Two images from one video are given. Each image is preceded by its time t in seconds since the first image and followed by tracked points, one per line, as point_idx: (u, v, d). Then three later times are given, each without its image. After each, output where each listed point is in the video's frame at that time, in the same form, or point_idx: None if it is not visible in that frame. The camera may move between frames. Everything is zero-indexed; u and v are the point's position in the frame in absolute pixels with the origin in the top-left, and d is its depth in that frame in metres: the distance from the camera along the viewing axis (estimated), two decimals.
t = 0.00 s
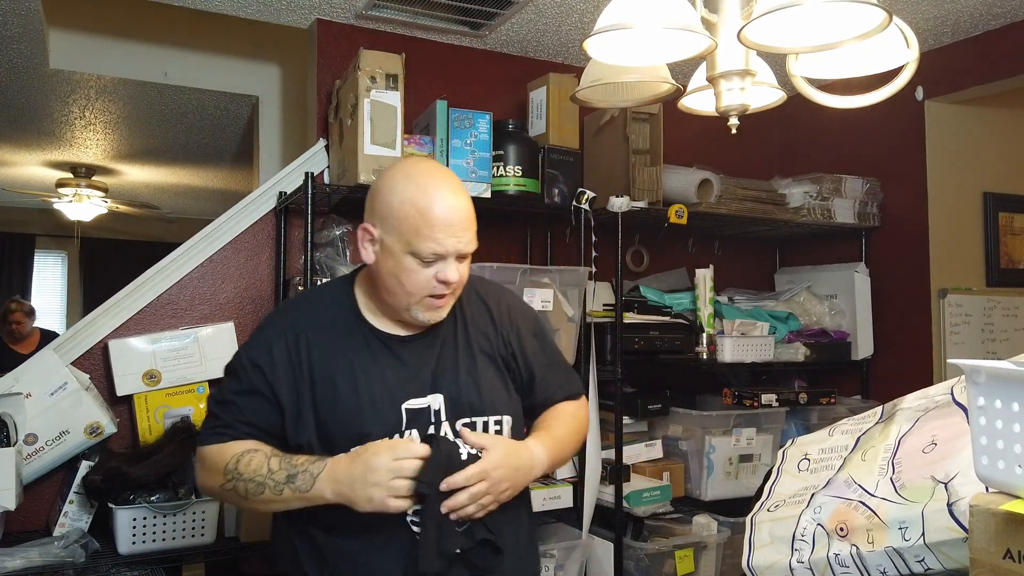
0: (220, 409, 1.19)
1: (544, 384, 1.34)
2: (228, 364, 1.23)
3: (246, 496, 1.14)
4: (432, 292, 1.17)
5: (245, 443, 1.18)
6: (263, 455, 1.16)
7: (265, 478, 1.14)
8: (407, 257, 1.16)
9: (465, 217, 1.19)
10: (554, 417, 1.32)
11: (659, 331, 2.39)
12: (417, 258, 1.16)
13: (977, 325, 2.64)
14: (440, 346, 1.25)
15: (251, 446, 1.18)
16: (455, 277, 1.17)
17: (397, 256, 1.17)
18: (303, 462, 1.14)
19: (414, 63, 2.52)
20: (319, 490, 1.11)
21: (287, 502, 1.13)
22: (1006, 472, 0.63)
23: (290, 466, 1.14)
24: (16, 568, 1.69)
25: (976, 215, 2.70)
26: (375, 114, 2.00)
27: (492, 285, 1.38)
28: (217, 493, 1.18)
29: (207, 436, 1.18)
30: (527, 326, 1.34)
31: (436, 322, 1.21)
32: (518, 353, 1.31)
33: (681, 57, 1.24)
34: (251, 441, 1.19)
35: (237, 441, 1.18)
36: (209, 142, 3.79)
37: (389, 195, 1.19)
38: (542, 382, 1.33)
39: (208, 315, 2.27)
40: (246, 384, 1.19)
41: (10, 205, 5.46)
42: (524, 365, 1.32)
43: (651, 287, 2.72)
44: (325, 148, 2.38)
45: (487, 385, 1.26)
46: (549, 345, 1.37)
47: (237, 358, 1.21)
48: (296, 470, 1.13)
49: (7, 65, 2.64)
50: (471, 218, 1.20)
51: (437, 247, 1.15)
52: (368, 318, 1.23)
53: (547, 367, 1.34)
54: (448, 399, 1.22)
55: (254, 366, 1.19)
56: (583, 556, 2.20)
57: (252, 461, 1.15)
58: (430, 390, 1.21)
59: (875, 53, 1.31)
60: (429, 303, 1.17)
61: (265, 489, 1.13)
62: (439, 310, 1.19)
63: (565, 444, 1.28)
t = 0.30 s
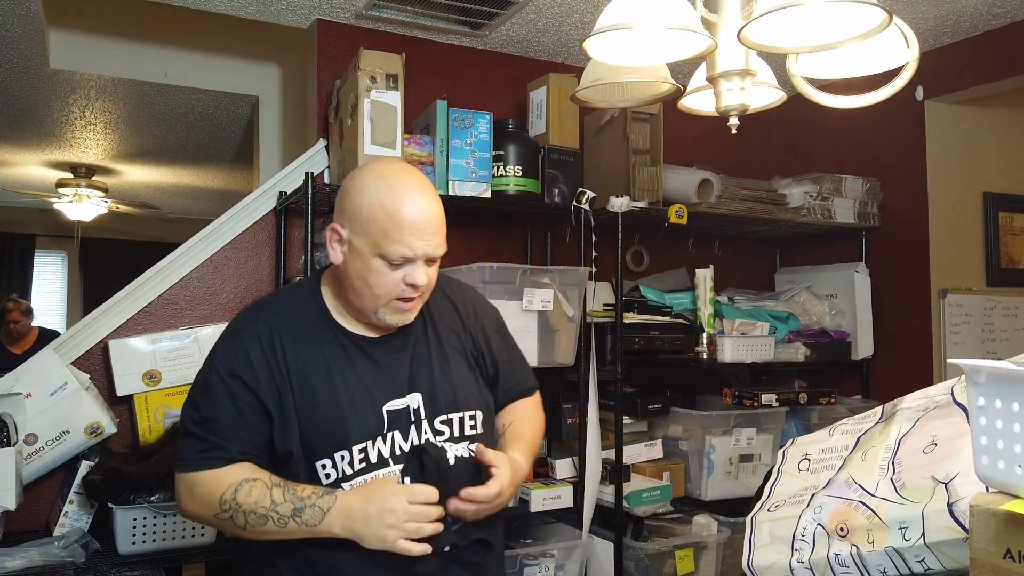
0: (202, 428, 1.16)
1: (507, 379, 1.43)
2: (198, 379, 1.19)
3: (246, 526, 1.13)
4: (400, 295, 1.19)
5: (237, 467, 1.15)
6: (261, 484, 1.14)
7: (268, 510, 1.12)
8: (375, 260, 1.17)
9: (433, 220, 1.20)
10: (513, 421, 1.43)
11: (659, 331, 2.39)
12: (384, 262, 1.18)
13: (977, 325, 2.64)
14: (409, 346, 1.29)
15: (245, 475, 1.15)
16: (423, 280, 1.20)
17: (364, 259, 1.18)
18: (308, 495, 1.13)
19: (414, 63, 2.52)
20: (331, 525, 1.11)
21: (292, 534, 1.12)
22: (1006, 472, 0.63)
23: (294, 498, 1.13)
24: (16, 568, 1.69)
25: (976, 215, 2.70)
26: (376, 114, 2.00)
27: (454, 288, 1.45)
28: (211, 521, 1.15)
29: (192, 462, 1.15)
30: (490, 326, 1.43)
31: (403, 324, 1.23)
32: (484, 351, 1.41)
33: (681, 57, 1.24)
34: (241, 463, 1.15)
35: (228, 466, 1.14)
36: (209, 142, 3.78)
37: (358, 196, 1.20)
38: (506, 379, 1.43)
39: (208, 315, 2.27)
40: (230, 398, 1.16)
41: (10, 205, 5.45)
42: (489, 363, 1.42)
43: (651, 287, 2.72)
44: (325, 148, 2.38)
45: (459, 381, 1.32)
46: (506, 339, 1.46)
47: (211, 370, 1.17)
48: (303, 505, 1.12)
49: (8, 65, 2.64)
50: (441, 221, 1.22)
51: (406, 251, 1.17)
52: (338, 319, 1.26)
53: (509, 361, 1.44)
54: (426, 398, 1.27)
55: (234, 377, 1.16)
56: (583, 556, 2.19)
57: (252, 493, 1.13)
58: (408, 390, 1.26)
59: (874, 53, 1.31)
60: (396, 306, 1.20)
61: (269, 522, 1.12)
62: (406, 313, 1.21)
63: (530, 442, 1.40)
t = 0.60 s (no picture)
0: (189, 433, 1.19)
1: (493, 378, 1.49)
2: (184, 383, 1.23)
3: (214, 536, 1.14)
4: (391, 300, 1.23)
5: (214, 475, 1.17)
6: (230, 497, 1.14)
7: (230, 526, 1.13)
8: (367, 265, 1.21)
9: (424, 225, 1.24)
10: (502, 423, 1.50)
11: (659, 331, 2.39)
12: (376, 268, 1.21)
13: (977, 325, 2.64)
14: (397, 348, 1.32)
15: (219, 484, 1.16)
16: (413, 286, 1.24)
17: (356, 264, 1.22)
18: (267, 518, 1.11)
19: (414, 63, 2.52)
20: (287, 552, 1.10)
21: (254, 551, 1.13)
22: (1006, 472, 0.62)
23: (254, 520, 1.12)
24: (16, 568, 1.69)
25: (976, 215, 2.70)
26: (376, 113, 2.00)
27: (442, 288, 1.49)
28: (187, 525, 1.18)
29: (178, 465, 1.18)
30: (477, 326, 1.48)
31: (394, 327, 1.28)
32: (472, 352, 1.45)
33: (681, 57, 1.24)
34: (218, 471, 1.18)
35: (206, 473, 1.17)
36: (208, 142, 3.79)
37: (352, 201, 1.24)
38: (493, 378, 1.48)
39: (208, 315, 2.27)
40: (215, 404, 1.19)
41: (10, 205, 5.45)
42: (477, 363, 1.46)
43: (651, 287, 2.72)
44: (325, 148, 2.38)
45: (448, 383, 1.36)
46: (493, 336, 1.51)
47: (195, 374, 1.21)
48: (261, 526, 1.11)
49: (8, 65, 2.64)
50: (432, 226, 1.25)
51: (398, 257, 1.21)
52: (328, 321, 1.29)
53: (496, 360, 1.49)
54: (416, 400, 1.30)
55: (218, 380, 1.20)
56: (583, 556, 2.19)
57: (220, 505, 1.14)
58: (398, 393, 1.29)
59: (874, 53, 1.31)
60: (388, 310, 1.24)
61: (233, 537, 1.13)
62: (397, 316, 1.25)
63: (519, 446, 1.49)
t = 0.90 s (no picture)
0: (198, 429, 1.19)
1: (496, 375, 1.49)
2: (195, 378, 1.24)
3: (222, 523, 1.12)
4: (400, 298, 1.25)
5: (222, 461, 1.17)
6: (234, 480, 1.13)
7: (235, 508, 1.10)
8: (377, 264, 1.24)
9: (434, 225, 1.26)
10: (504, 423, 1.49)
11: (659, 331, 2.39)
12: (387, 267, 1.24)
13: (977, 324, 2.64)
14: (403, 345, 1.34)
15: (226, 468, 1.15)
16: (422, 285, 1.26)
17: (367, 263, 1.24)
18: (265, 493, 1.09)
19: (413, 63, 2.52)
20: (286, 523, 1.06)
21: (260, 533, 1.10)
22: (1006, 472, 0.62)
23: (254, 497, 1.09)
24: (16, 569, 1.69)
25: (976, 215, 2.70)
26: (375, 113, 2.00)
27: (447, 288, 1.49)
28: (200, 519, 1.16)
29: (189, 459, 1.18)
30: (481, 325, 1.48)
31: (401, 324, 1.30)
32: (476, 349, 1.45)
33: (681, 57, 1.24)
34: (225, 459, 1.17)
35: (215, 459, 1.16)
36: (208, 142, 3.79)
37: (363, 202, 1.26)
38: (496, 375, 1.48)
39: (208, 315, 2.27)
40: (225, 396, 1.20)
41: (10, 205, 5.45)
42: (481, 360, 1.47)
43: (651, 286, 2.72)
44: (325, 147, 2.38)
45: (452, 378, 1.36)
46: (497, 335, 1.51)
47: (205, 368, 1.23)
48: (260, 503, 1.08)
49: (8, 65, 2.64)
50: (441, 226, 1.28)
51: (409, 256, 1.23)
52: (335, 320, 1.30)
53: (500, 358, 1.50)
54: (421, 395, 1.31)
55: (228, 374, 1.21)
56: (583, 556, 2.19)
57: (224, 488, 1.12)
58: (403, 388, 1.30)
59: (875, 53, 1.31)
60: (397, 308, 1.26)
61: (237, 520, 1.10)
62: (405, 314, 1.28)
63: (522, 444, 1.47)
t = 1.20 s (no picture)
0: (250, 417, 1.17)
1: (521, 374, 1.48)
2: (240, 371, 1.24)
3: (293, 505, 1.03)
4: (425, 297, 1.27)
5: (284, 446, 1.11)
6: (299, 460, 1.06)
7: (303, 488, 1.02)
8: (403, 264, 1.25)
9: (458, 224, 1.27)
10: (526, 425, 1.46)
11: (659, 331, 2.39)
12: (413, 266, 1.25)
13: (977, 324, 2.64)
14: (431, 342, 1.35)
15: (290, 452, 1.09)
16: (446, 284, 1.27)
17: (392, 263, 1.25)
18: (334, 467, 1.01)
19: (413, 63, 2.52)
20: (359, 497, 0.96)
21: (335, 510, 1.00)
22: (1007, 472, 0.62)
23: (322, 473, 1.01)
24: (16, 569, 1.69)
25: (976, 215, 2.70)
26: (375, 113, 2.00)
27: (474, 288, 1.49)
28: (272, 508, 1.08)
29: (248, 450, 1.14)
30: (508, 324, 1.48)
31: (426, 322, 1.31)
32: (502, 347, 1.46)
33: (681, 57, 1.24)
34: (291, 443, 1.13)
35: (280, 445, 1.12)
36: (208, 142, 3.79)
37: (388, 203, 1.27)
38: (519, 376, 1.47)
39: (208, 315, 2.27)
40: (274, 383, 1.19)
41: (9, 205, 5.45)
42: (506, 359, 1.47)
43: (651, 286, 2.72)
44: (325, 147, 2.38)
45: (478, 375, 1.37)
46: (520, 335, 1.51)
47: (254, 360, 1.22)
48: (330, 480, 1.00)
49: (8, 65, 2.64)
50: (465, 225, 1.28)
51: (432, 256, 1.24)
52: (363, 316, 1.31)
53: (523, 357, 1.49)
54: (448, 392, 1.32)
55: (278, 364, 1.21)
56: (583, 556, 2.19)
57: (291, 468, 1.05)
58: (431, 384, 1.32)
59: (874, 53, 1.31)
60: (423, 307, 1.27)
61: (306, 500, 1.02)
62: (431, 313, 1.29)
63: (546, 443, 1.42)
